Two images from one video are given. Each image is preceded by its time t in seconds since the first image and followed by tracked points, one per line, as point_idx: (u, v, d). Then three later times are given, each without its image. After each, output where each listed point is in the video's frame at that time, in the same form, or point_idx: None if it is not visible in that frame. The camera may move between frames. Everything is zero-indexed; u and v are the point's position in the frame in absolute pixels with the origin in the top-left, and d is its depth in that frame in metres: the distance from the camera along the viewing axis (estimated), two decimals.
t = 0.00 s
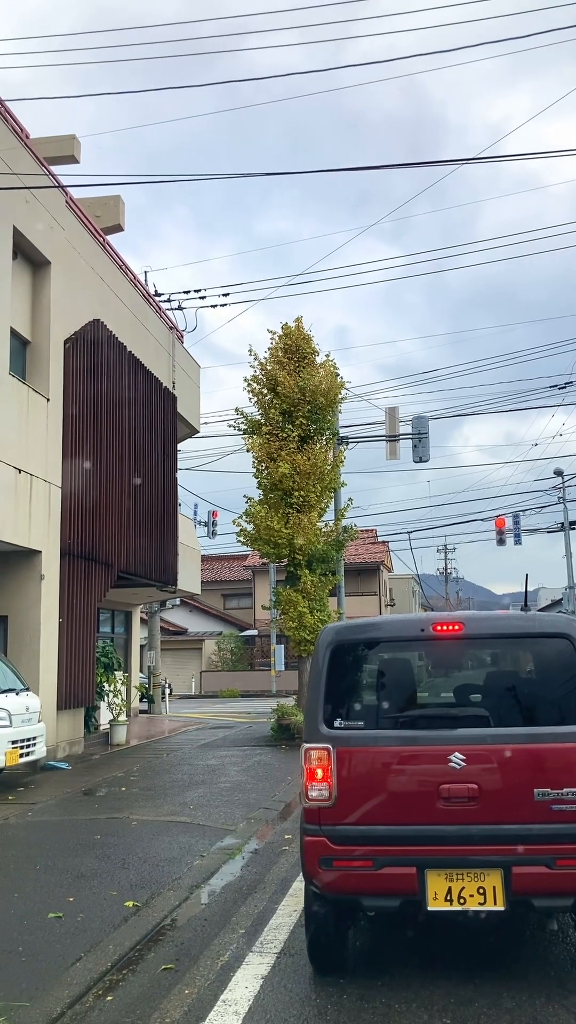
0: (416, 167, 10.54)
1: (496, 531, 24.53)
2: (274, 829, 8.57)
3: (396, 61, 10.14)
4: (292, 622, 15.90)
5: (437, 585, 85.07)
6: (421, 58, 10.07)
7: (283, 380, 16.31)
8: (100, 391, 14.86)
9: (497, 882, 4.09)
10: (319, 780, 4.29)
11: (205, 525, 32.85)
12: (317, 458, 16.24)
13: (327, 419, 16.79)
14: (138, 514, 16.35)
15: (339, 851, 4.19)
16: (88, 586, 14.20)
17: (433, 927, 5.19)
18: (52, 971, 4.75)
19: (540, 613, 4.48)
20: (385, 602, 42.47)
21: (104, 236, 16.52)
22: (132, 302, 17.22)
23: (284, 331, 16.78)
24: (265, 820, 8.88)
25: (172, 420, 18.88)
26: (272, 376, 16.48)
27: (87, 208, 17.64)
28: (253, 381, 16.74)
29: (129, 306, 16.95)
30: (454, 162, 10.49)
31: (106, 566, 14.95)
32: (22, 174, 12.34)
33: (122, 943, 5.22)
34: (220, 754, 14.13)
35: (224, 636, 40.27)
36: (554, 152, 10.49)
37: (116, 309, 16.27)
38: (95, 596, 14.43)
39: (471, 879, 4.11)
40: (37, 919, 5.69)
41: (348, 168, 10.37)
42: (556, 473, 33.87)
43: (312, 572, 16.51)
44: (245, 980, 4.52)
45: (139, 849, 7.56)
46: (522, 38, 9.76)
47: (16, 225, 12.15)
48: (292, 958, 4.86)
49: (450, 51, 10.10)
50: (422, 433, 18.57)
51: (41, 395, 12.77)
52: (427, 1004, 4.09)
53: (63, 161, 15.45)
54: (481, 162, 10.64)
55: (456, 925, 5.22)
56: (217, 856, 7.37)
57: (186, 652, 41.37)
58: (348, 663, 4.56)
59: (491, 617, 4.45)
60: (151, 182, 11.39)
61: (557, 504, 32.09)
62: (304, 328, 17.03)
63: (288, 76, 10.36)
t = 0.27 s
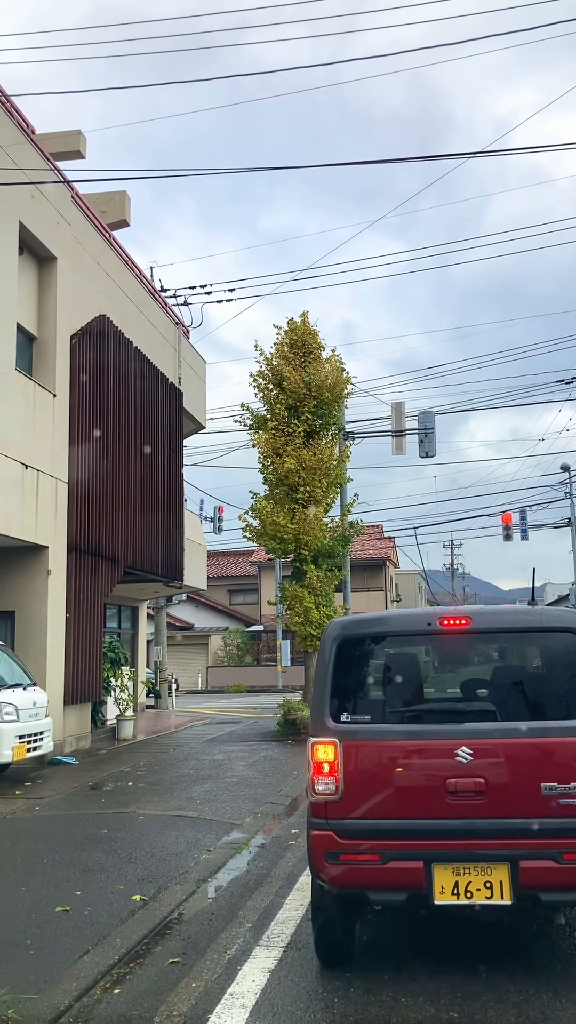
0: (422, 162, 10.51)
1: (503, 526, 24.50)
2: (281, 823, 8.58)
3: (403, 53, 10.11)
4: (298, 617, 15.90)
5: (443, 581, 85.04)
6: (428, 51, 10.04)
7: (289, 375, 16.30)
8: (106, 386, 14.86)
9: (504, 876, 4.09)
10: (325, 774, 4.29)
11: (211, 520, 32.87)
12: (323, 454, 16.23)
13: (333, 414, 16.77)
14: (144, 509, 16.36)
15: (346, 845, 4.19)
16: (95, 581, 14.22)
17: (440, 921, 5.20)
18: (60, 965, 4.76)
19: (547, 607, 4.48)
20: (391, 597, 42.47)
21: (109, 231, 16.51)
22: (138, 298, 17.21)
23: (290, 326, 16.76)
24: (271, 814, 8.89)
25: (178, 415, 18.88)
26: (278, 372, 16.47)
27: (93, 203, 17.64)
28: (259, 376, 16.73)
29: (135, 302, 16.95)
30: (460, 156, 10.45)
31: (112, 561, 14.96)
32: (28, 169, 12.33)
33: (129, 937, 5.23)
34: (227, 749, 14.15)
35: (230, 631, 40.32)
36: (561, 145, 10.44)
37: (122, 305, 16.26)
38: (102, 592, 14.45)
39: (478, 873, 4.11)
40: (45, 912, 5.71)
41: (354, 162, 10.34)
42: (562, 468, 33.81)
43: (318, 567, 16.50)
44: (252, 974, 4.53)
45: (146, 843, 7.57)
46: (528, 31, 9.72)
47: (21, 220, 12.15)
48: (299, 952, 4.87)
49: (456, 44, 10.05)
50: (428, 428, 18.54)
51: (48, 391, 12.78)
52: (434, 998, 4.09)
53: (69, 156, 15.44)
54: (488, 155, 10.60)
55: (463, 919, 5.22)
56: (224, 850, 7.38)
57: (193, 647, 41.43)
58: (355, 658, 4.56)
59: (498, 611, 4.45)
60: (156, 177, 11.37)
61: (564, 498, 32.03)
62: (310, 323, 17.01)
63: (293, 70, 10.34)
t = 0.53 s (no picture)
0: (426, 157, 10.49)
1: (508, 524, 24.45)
2: (286, 821, 8.58)
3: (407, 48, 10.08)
4: (303, 615, 15.90)
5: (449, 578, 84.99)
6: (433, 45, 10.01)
7: (294, 372, 16.29)
8: (111, 383, 14.86)
9: (509, 873, 4.08)
10: (329, 771, 4.29)
11: (216, 518, 32.88)
12: (328, 451, 16.21)
13: (338, 411, 16.75)
14: (149, 506, 16.37)
15: (350, 841, 4.19)
16: (100, 578, 14.23)
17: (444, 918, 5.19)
18: (65, 960, 4.77)
19: (552, 604, 4.46)
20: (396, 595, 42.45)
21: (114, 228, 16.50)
22: (143, 294, 17.20)
23: (295, 323, 16.74)
24: (276, 812, 8.89)
25: (183, 412, 18.88)
26: (283, 369, 16.45)
27: (98, 200, 17.63)
28: (264, 373, 16.72)
29: (139, 298, 16.94)
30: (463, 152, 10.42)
31: (117, 558, 14.98)
32: (32, 166, 12.33)
33: (133, 933, 5.24)
34: (232, 746, 14.15)
35: (235, 628, 40.35)
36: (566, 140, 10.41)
37: (127, 301, 16.25)
38: (107, 589, 14.46)
39: (483, 870, 4.10)
40: (50, 909, 5.72)
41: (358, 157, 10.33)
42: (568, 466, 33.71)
43: (323, 564, 16.49)
44: (256, 970, 4.53)
45: (151, 840, 7.57)
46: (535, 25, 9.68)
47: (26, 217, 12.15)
48: (304, 948, 4.87)
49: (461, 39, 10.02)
50: (433, 425, 18.51)
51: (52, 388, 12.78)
52: (439, 994, 4.09)
53: (74, 153, 15.43)
54: (492, 151, 10.57)
55: (468, 916, 5.21)
56: (229, 847, 7.39)
57: (198, 644, 41.45)
58: (359, 655, 4.54)
59: (503, 608, 4.43)
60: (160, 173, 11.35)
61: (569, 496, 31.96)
62: (315, 320, 16.98)
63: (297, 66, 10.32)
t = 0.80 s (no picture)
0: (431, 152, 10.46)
1: (515, 520, 24.41)
2: (291, 816, 8.59)
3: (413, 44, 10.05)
4: (309, 611, 15.91)
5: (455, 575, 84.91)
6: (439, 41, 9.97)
7: (300, 368, 16.27)
8: (117, 380, 14.87)
9: (513, 869, 4.08)
10: (334, 767, 4.29)
11: (222, 514, 32.89)
12: (334, 447, 16.21)
13: (344, 407, 16.73)
14: (155, 502, 16.38)
15: (355, 838, 4.19)
16: (106, 575, 14.26)
17: (449, 914, 5.20)
18: (71, 955, 4.79)
19: (558, 600, 4.46)
20: (402, 591, 42.44)
21: (120, 225, 16.51)
22: (148, 290, 17.20)
23: (301, 318, 16.72)
24: (282, 807, 8.90)
25: (189, 409, 18.88)
26: (289, 365, 16.44)
27: (104, 197, 17.64)
28: (270, 369, 16.72)
29: (145, 295, 16.94)
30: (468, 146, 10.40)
31: (124, 554, 15.00)
32: (38, 163, 12.34)
33: (139, 929, 5.24)
34: (238, 742, 14.18)
35: (241, 624, 40.40)
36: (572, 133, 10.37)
37: (133, 297, 16.26)
38: (113, 585, 14.49)
39: (488, 866, 4.10)
40: (56, 903, 5.74)
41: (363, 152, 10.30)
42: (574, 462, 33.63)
43: (329, 560, 16.49)
44: (261, 966, 4.54)
45: (157, 835, 7.60)
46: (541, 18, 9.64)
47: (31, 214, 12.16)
48: (308, 944, 4.88)
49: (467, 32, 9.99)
50: (439, 421, 18.49)
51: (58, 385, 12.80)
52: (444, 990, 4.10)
53: (80, 149, 15.44)
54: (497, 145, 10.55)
55: (474, 912, 5.22)
56: (235, 842, 7.41)
57: (204, 641, 41.52)
58: (364, 651, 4.55)
59: (508, 605, 4.44)
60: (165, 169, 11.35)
61: None
62: (321, 317, 16.96)
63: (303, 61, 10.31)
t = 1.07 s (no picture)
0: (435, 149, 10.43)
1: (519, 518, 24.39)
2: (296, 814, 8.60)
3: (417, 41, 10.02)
4: (313, 609, 15.92)
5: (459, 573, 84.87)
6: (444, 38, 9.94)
7: (304, 365, 16.27)
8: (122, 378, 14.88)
9: (518, 867, 4.08)
10: (339, 766, 4.30)
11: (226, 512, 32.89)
12: (338, 444, 16.20)
13: (349, 405, 16.72)
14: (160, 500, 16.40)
15: (359, 836, 4.20)
16: (111, 572, 14.28)
17: (454, 912, 5.21)
18: (77, 952, 4.81)
19: (563, 599, 4.46)
20: (406, 589, 42.43)
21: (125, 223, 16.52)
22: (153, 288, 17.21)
23: (306, 316, 16.72)
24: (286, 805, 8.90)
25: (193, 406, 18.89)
26: (293, 362, 16.44)
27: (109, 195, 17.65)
28: (274, 367, 16.72)
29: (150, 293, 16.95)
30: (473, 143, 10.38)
31: (129, 552, 15.02)
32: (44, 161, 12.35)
33: (143, 926, 5.26)
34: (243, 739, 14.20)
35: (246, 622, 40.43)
36: None
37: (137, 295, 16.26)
38: (118, 582, 14.51)
39: (493, 864, 4.10)
40: (61, 901, 5.76)
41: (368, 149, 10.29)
42: None
43: (333, 558, 16.50)
44: (266, 963, 4.55)
45: (162, 833, 7.62)
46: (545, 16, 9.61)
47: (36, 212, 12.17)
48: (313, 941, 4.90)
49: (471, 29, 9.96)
50: (444, 419, 18.48)
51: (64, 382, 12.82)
52: (448, 987, 4.11)
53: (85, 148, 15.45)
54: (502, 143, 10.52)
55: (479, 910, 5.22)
56: (239, 840, 7.43)
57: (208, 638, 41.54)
58: (369, 649, 4.55)
59: (513, 602, 4.44)
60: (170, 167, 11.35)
61: None
62: (325, 315, 16.96)
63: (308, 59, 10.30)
